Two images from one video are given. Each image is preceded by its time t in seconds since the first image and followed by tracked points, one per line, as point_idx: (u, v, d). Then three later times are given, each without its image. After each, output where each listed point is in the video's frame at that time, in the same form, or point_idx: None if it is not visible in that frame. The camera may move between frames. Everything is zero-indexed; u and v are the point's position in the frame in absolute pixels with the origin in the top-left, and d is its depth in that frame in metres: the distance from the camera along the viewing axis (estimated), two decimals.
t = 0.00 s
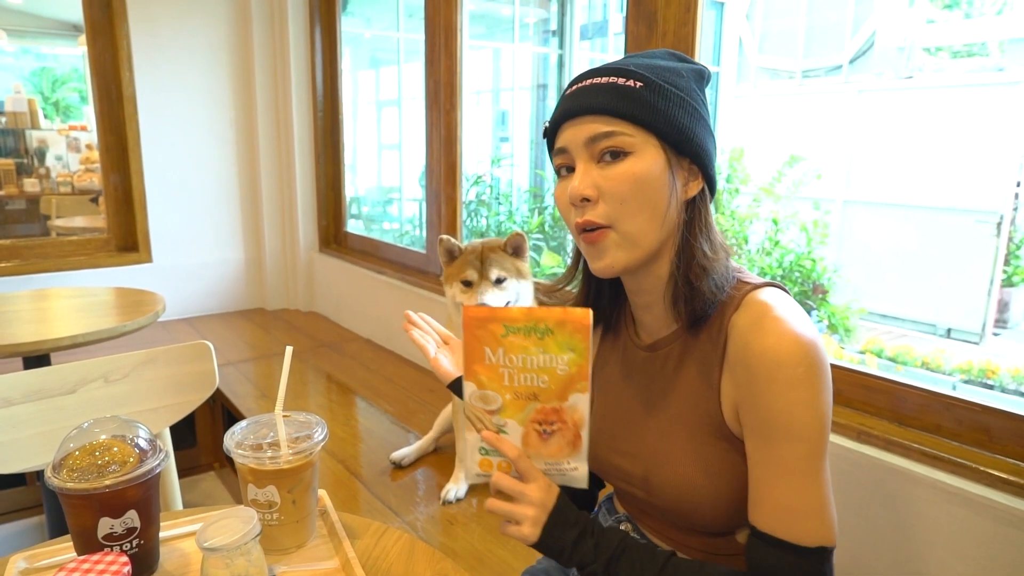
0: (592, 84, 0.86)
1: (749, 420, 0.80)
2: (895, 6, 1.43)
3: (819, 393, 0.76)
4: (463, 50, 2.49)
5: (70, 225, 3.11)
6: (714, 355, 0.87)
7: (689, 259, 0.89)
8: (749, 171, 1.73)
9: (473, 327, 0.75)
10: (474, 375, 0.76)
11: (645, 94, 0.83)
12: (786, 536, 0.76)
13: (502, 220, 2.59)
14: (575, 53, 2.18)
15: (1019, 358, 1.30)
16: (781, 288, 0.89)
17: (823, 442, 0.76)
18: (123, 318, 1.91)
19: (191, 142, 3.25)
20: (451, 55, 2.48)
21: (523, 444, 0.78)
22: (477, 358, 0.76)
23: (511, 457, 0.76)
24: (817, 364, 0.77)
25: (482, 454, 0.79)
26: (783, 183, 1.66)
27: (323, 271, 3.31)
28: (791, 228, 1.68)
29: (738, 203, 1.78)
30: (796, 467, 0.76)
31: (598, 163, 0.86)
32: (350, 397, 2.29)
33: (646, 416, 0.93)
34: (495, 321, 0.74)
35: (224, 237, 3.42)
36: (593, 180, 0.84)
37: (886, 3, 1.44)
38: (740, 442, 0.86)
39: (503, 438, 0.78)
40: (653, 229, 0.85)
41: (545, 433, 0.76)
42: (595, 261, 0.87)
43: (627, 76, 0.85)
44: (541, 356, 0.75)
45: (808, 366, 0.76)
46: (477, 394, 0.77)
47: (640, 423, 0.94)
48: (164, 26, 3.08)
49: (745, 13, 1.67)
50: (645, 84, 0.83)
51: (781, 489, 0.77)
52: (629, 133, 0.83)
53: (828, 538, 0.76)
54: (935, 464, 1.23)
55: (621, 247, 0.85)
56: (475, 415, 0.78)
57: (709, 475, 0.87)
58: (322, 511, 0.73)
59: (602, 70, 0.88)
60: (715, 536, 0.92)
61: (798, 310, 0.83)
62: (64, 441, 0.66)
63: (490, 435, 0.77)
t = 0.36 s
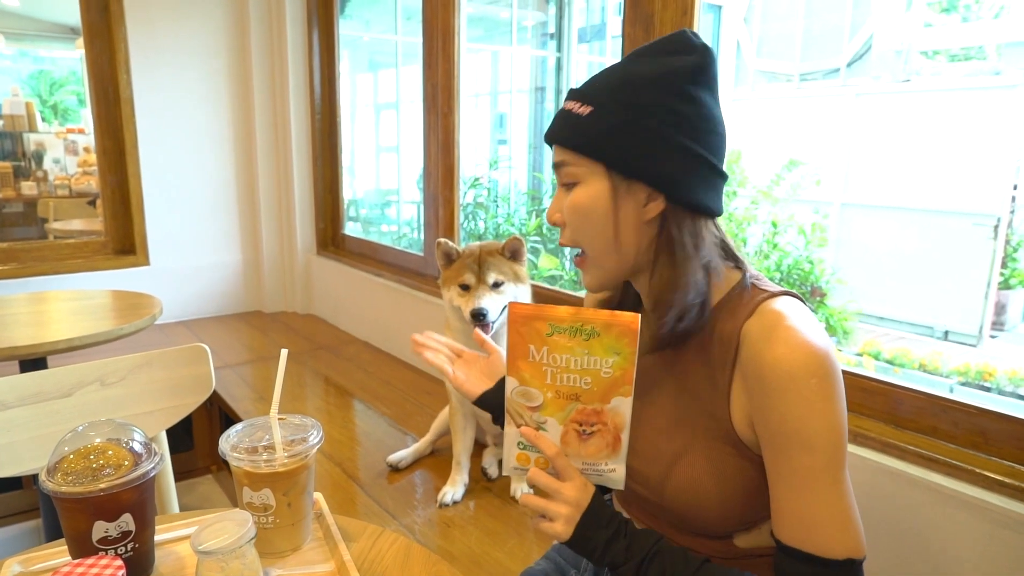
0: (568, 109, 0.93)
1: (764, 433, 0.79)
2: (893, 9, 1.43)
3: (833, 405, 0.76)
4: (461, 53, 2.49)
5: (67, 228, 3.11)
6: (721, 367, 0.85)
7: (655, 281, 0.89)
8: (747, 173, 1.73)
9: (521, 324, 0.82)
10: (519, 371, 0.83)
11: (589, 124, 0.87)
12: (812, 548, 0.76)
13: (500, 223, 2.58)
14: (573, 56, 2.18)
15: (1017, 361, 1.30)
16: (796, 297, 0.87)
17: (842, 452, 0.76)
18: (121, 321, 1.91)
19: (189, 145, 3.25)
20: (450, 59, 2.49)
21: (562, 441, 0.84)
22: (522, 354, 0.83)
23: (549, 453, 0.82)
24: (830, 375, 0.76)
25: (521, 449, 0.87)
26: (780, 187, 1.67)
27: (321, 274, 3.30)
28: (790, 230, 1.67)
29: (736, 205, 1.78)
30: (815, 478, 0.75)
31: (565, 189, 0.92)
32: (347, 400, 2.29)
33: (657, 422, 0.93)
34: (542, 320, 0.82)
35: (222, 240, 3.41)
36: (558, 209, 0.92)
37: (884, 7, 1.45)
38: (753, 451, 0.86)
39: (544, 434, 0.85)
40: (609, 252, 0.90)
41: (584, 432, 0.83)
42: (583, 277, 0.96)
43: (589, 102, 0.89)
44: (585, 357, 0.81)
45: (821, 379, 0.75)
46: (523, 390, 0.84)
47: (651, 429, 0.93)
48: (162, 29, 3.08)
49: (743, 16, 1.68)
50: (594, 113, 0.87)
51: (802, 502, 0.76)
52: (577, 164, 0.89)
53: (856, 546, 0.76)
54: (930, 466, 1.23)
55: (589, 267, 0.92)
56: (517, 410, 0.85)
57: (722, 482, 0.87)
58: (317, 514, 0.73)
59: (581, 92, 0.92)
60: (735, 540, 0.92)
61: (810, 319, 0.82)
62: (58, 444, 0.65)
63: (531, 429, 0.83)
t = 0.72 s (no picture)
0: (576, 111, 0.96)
1: (757, 442, 0.79)
2: (889, 9, 1.44)
3: (826, 419, 0.75)
4: (459, 53, 2.49)
5: (64, 227, 3.10)
6: (721, 373, 0.85)
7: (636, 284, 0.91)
8: (745, 173, 1.73)
9: (518, 319, 0.83)
10: (512, 366, 0.84)
11: (582, 131, 0.91)
12: (795, 561, 0.76)
13: (497, 223, 2.58)
14: (571, 56, 2.18)
15: (1013, 361, 1.30)
16: (802, 308, 0.87)
17: (833, 466, 0.76)
18: (117, 321, 1.91)
19: (186, 143, 3.24)
20: (447, 59, 2.49)
21: (551, 441, 0.84)
22: (517, 350, 0.83)
23: (537, 452, 0.83)
24: (825, 389, 0.76)
25: (510, 447, 0.86)
26: (777, 188, 1.67)
27: (318, 273, 3.30)
28: (784, 230, 1.68)
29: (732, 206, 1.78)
30: (804, 491, 0.75)
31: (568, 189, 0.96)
32: (344, 400, 2.29)
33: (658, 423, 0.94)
34: (539, 316, 0.82)
35: (219, 239, 3.41)
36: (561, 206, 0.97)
37: (880, 7, 1.45)
38: (748, 458, 0.86)
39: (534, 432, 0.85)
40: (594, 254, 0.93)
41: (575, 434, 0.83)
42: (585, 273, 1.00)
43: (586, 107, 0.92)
44: (579, 357, 0.81)
45: (815, 391, 0.75)
46: (515, 386, 0.85)
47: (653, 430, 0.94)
48: (159, 28, 3.07)
49: (739, 16, 1.68)
50: (586, 119, 0.90)
51: (788, 513, 0.76)
52: (573, 167, 0.94)
53: (841, 563, 0.76)
54: (928, 467, 1.23)
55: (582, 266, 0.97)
56: (509, 406, 0.85)
57: (715, 489, 0.87)
58: (315, 515, 0.73)
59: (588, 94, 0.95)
60: (727, 548, 0.92)
61: (813, 332, 0.82)
62: (54, 444, 0.65)
63: (521, 427, 0.83)
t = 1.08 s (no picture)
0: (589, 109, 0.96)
1: (761, 449, 0.79)
2: (888, 18, 1.45)
3: (830, 424, 0.75)
4: (461, 59, 2.50)
5: (65, 232, 3.10)
6: (723, 379, 0.86)
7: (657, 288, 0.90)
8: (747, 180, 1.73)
9: (519, 336, 0.83)
10: (515, 382, 0.85)
11: (604, 128, 0.91)
12: (806, 566, 0.76)
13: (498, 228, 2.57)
14: (572, 62, 2.19)
15: (1013, 368, 1.31)
16: (805, 314, 0.87)
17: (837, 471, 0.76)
18: (119, 326, 1.91)
19: (188, 148, 3.24)
20: (450, 65, 2.50)
21: (558, 456, 0.85)
22: (520, 366, 0.84)
23: (544, 466, 0.84)
24: (828, 394, 0.76)
25: (517, 461, 0.87)
26: (779, 195, 1.67)
27: (320, 278, 3.30)
28: (788, 236, 1.68)
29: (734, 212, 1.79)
30: (811, 497, 0.75)
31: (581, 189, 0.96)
32: (345, 405, 2.29)
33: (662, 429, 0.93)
34: (539, 332, 0.83)
35: (220, 243, 3.41)
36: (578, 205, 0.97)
37: (880, 15, 1.46)
38: (752, 464, 0.86)
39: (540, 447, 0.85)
40: (615, 254, 0.92)
41: (580, 447, 0.84)
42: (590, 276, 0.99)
43: (606, 105, 0.93)
44: (582, 371, 0.82)
45: (818, 397, 0.75)
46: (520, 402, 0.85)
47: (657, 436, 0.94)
48: (162, 33, 3.08)
49: (739, 24, 1.67)
50: (609, 117, 0.91)
51: (797, 519, 0.76)
52: (592, 166, 0.93)
53: (852, 567, 0.76)
54: (931, 474, 1.24)
55: (595, 266, 0.96)
56: (514, 422, 0.86)
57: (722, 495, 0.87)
58: (322, 519, 0.72)
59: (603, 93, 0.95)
60: (733, 552, 0.92)
61: (815, 337, 0.82)
62: (64, 449, 0.65)
63: (526, 442, 0.85)
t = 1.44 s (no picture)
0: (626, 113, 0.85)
1: (755, 444, 0.81)
2: (869, 25, 1.48)
3: (823, 420, 0.77)
4: (451, 62, 2.50)
5: (47, 234, 3.04)
6: (717, 379, 0.87)
7: (706, 299, 0.88)
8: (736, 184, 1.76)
9: (515, 339, 0.85)
10: (510, 386, 0.85)
11: (674, 135, 0.82)
12: (801, 557, 0.77)
13: (485, 231, 2.62)
14: (559, 66, 2.22)
15: (990, 369, 1.34)
16: (792, 313, 0.89)
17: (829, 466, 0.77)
18: (106, 330, 1.88)
19: (172, 150, 3.21)
20: (440, 68, 2.50)
21: (552, 458, 0.86)
22: (516, 369, 0.85)
23: (539, 470, 0.84)
24: (820, 390, 0.78)
25: (511, 467, 0.88)
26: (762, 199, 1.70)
27: (308, 281, 3.29)
28: (764, 239, 1.72)
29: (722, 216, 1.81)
30: (805, 490, 0.77)
31: (621, 198, 0.86)
32: (335, 408, 2.28)
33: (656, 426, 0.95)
34: (535, 335, 0.84)
35: (206, 246, 3.38)
36: (614, 216, 0.85)
37: (862, 23, 1.49)
38: (746, 461, 0.87)
39: (535, 450, 0.86)
40: (674, 265, 0.86)
41: (575, 448, 0.85)
42: (615, 290, 0.89)
43: (656, 109, 0.84)
44: (577, 373, 0.83)
45: (811, 394, 0.77)
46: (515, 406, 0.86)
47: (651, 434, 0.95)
48: (145, 33, 3.05)
49: (723, 29, 1.70)
50: (674, 122, 0.83)
51: (790, 511, 0.78)
52: (655, 174, 0.83)
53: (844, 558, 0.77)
54: (919, 473, 1.26)
55: (642, 280, 0.87)
56: (507, 426, 0.86)
57: (717, 491, 0.88)
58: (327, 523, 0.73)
59: (633, 97, 0.87)
60: (728, 548, 0.93)
61: (806, 336, 0.84)
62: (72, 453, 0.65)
63: (521, 446, 0.85)
